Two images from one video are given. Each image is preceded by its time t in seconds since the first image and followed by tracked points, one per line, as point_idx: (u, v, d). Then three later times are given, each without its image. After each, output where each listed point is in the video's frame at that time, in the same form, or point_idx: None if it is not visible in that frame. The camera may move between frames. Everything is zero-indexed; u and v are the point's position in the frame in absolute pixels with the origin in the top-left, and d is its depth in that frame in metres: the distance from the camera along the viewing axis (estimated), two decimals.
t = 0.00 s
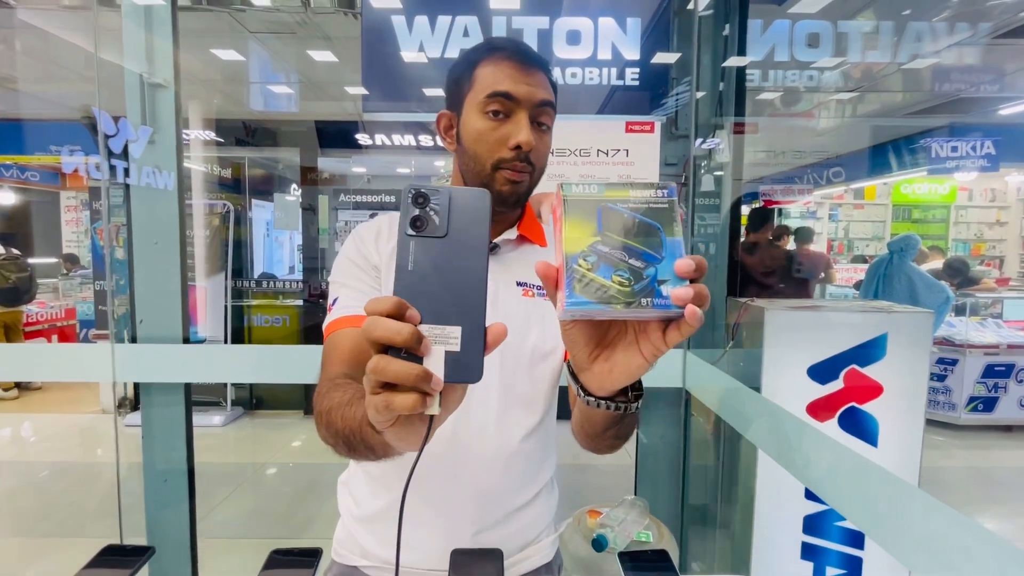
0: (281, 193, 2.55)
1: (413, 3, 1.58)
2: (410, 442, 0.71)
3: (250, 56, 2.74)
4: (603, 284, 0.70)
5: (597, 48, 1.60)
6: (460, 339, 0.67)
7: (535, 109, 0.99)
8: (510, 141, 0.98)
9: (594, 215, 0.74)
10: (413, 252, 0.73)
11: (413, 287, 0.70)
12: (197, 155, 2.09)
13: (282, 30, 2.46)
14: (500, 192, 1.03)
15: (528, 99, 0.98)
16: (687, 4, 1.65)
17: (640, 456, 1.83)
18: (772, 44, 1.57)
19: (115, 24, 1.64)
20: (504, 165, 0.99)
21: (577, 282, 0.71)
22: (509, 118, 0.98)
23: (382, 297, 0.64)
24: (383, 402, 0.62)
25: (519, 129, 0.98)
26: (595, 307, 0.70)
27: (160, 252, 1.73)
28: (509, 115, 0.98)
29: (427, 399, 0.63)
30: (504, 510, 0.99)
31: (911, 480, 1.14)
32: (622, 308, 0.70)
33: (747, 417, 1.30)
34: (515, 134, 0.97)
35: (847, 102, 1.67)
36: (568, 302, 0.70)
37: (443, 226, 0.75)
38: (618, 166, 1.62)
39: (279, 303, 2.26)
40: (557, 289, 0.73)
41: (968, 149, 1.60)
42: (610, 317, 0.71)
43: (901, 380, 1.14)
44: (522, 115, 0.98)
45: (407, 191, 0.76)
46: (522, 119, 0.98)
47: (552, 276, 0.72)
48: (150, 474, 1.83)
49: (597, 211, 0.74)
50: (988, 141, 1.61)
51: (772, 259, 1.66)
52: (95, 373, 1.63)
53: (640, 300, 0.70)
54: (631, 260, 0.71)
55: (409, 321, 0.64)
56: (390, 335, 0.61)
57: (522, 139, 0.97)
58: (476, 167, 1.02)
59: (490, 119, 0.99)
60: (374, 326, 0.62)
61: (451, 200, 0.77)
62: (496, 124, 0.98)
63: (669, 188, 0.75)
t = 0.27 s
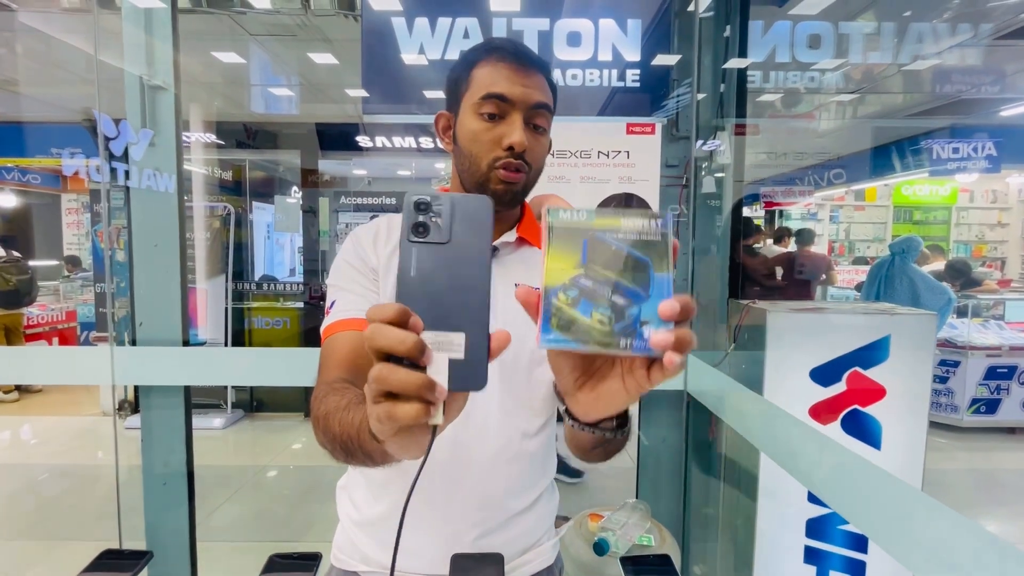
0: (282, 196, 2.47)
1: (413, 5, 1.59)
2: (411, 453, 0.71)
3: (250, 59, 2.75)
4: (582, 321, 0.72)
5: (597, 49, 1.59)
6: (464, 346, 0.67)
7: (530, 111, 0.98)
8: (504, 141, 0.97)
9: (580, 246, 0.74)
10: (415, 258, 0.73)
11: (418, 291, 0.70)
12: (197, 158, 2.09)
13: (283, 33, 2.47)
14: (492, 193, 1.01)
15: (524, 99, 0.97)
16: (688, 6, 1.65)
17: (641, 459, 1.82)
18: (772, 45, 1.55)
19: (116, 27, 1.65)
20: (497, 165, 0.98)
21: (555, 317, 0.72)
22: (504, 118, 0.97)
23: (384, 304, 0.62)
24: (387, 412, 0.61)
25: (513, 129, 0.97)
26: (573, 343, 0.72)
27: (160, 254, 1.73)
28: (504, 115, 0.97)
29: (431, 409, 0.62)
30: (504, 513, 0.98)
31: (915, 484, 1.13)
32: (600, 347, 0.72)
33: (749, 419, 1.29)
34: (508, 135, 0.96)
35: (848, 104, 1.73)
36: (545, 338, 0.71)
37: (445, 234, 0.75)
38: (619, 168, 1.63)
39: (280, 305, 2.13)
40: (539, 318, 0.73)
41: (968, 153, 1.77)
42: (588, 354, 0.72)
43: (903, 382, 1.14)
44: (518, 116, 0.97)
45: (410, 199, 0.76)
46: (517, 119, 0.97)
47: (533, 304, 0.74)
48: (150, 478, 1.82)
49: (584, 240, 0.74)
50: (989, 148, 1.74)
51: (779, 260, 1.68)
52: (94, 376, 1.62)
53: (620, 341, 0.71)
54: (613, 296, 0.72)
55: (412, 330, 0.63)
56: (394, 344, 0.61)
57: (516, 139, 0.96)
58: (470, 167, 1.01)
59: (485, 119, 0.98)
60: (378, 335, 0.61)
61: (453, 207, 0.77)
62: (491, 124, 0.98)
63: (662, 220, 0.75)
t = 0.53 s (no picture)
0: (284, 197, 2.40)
1: (415, 5, 1.58)
2: (419, 462, 0.69)
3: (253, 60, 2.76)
4: (581, 317, 0.72)
5: (600, 49, 1.60)
6: (472, 359, 0.67)
7: (524, 104, 0.97)
8: (498, 136, 0.96)
9: (576, 243, 0.75)
10: (422, 268, 0.73)
11: (426, 298, 0.71)
12: (200, 159, 2.10)
13: (284, 34, 2.47)
14: (490, 188, 1.01)
15: (518, 92, 0.96)
16: (691, 6, 1.70)
17: (643, 460, 1.83)
18: (776, 45, 1.58)
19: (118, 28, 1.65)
20: (493, 160, 0.98)
21: (554, 313, 0.72)
22: (499, 113, 0.96)
23: (391, 317, 0.62)
24: (395, 427, 0.61)
25: (508, 124, 0.96)
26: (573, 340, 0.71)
27: (162, 255, 1.73)
28: (499, 110, 0.97)
29: (439, 424, 0.62)
30: (507, 514, 0.98)
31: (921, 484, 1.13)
32: (600, 342, 0.71)
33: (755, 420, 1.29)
34: (502, 129, 0.96)
35: (850, 104, 1.65)
36: (545, 334, 0.71)
37: (452, 242, 0.75)
38: (622, 167, 1.64)
39: (282, 306, 2.20)
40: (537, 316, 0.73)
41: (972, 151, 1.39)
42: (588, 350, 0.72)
43: (909, 383, 1.13)
44: (512, 110, 0.97)
45: (415, 206, 0.76)
46: (511, 113, 0.97)
47: (531, 302, 0.73)
48: (152, 478, 1.83)
49: (580, 238, 0.75)
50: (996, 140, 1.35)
51: (780, 262, 1.65)
52: (96, 376, 1.63)
53: (619, 335, 0.71)
54: (611, 292, 0.72)
55: (419, 344, 0.63)
56: (401, 359, 0.60)
57: (511, 134, 0.96)
58: (466, 163, 1.01)
59: (480, 115, 0.98)
60: (385, 349, 0.61)
61: (458, 213, 0.76)
62: (485, 119, 0.97)
63: (655, 217, 0.76)
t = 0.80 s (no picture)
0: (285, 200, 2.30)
1: (419, 10, 1.59)
2: (429, 478, 0.68)
3: (256, 63, 2.78)
4: (587, 322, 0.72)
5: (604, 53, 1.61)
6: (482, 375, 0.68)
7: (525, 110, 0.97)
8: (499, 143, 0.96)
9: (581, 247, 0.74)
10: (431, 284, 0.73)
11: (435, 315, 0.71)
12: (203, 163, 2.11)
13: (289, 38, 2.52)
14: (491, 196, 1.01)
15: (518, 98, 0.96)
16: (695, 9, 1.67)
17: (647, 464, 1.82)
18: (779, 49, 1.57)
19: (124, 32, 1.66)
20: (494, 167, 0.98)
21: (561, 319, 0.72)
22: (499, 119, 0.96)
23: (401, 335, 0.62)
24: (406, 445, 0.61)
25: (508, 130, 0.96)
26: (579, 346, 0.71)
27: (167, 259, 1.73)
28: (499, 116, 0.97)
29: (450, 441, 0.62)
30: (512, 521, 0.98)
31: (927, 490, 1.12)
32: (606, 347, 0.71)
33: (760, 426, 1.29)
34: (503, 136, 0.96)
35: (853, 107, 1.65)
36: (551, 341, 0.71)
37: (461, 257, 0.75)
38: (626, 172, 1.64)
39: (283, 309, 2.16)
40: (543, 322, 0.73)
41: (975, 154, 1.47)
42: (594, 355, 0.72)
43: (915, 388, 1.13)
44: (513, 116, 0.96)
45: (423, 222, 0.75)
46: (512, 119, 0.96)
47: (536, 308, 0.73)
48: (156, 481, 1.83)
49: (585, 241, 0.74)
50: (1002, 144, 1.44)
51: (783, 265, 1.62)
52: (101, 380, 1.63)
53: (625, 340, 0.71)
54: (617, 297, 0.72)
55: (429, 362, 0.62)
56: (412, 377, 0.60)
57: (512, 140, 0.95)
58: (467, 170, 1.01)
59: (480, 121, 0.97)
60: (395, 367, 0.61)
61: (468, 228, 0.76)
62: (486, 126, 0.97)
63: (660, 220, 0.75)
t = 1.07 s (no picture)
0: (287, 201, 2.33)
1: (421, 11, 1.59)
2: (428, 479, 0.68)
3: (259, 65, 2.79)
4: (586, 324, 0.72)
5: (607, 54, 1.62)
6: (482, 376, 0.68)
7: (526, 111, 0.97)
8: (500, 144, 0.96)
9: (580, 250, 0.74)
10: (429, 284, 0.73)
11: (434, 314, 0.71)
12: (206, 164, 2.11)
13: (291, 39, 2.53)
14: (492, 197, 1.01)
15: (519, 98, 0.96)
16: (697, 11, 1.68)
17: (649, 465, 1.82)
18: (782, 50, 1.57)
19: (129, 34, 1.66)
20: (495, 168, 0.98)
21: (559, 322, 0.72)
22: (500, 120, 0.96)
23: (400, 336, 0.62)
24: (406, 446, 0.61)
25: (509, 131, 0.96)
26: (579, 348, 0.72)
27: (170, 259, 1.74)
28: (500, 117, 0.97)
29: (450, 442, 0.62)
30: (513, 521, 0.98)
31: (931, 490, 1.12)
32: (606, 349, 0.72)
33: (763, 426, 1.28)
34: (504, 138, 0.96)
35: (854, 108, 1.63)
36: (551, 344, 0.71)
37: (459, 257, 0.75)
38: (628, 172, 1.64)
39: (284, 310, 2.18)
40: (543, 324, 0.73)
41: (977, 156, 1.40)
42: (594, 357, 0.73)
43: (918, 389, 1.12)
44: (513, 116, 0.96)
45: (422, 221, 0.75)
46: (513, 120, 0.96)
47: (536, 310, 0.74)
48: (158, 482, 1.83)
49: (583, 244, 0.74)
50: (1005, 145, 1.34)
51: (785, 266, 1.62)
52: (104, 380, 1.63)
53: (625, 342, 0.71)
54: (616, 299, 0.72)
55: (428, 363, 0.63)
56: (412, 378, 0.61)
57: (513, 141, 0.95)
58: (468, 171, 1.01)
59: (481, 122, 0.97)
60: (395, 368, 0.61)
61: (464, 228, 0.76)
62: (487, 127, 0.97)
63: (658, 221, 0.75)
